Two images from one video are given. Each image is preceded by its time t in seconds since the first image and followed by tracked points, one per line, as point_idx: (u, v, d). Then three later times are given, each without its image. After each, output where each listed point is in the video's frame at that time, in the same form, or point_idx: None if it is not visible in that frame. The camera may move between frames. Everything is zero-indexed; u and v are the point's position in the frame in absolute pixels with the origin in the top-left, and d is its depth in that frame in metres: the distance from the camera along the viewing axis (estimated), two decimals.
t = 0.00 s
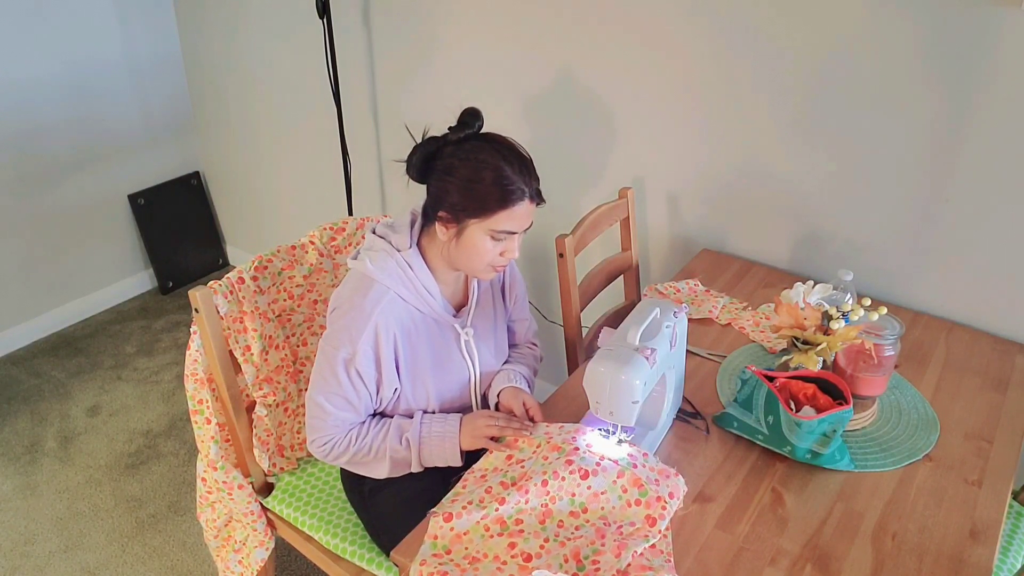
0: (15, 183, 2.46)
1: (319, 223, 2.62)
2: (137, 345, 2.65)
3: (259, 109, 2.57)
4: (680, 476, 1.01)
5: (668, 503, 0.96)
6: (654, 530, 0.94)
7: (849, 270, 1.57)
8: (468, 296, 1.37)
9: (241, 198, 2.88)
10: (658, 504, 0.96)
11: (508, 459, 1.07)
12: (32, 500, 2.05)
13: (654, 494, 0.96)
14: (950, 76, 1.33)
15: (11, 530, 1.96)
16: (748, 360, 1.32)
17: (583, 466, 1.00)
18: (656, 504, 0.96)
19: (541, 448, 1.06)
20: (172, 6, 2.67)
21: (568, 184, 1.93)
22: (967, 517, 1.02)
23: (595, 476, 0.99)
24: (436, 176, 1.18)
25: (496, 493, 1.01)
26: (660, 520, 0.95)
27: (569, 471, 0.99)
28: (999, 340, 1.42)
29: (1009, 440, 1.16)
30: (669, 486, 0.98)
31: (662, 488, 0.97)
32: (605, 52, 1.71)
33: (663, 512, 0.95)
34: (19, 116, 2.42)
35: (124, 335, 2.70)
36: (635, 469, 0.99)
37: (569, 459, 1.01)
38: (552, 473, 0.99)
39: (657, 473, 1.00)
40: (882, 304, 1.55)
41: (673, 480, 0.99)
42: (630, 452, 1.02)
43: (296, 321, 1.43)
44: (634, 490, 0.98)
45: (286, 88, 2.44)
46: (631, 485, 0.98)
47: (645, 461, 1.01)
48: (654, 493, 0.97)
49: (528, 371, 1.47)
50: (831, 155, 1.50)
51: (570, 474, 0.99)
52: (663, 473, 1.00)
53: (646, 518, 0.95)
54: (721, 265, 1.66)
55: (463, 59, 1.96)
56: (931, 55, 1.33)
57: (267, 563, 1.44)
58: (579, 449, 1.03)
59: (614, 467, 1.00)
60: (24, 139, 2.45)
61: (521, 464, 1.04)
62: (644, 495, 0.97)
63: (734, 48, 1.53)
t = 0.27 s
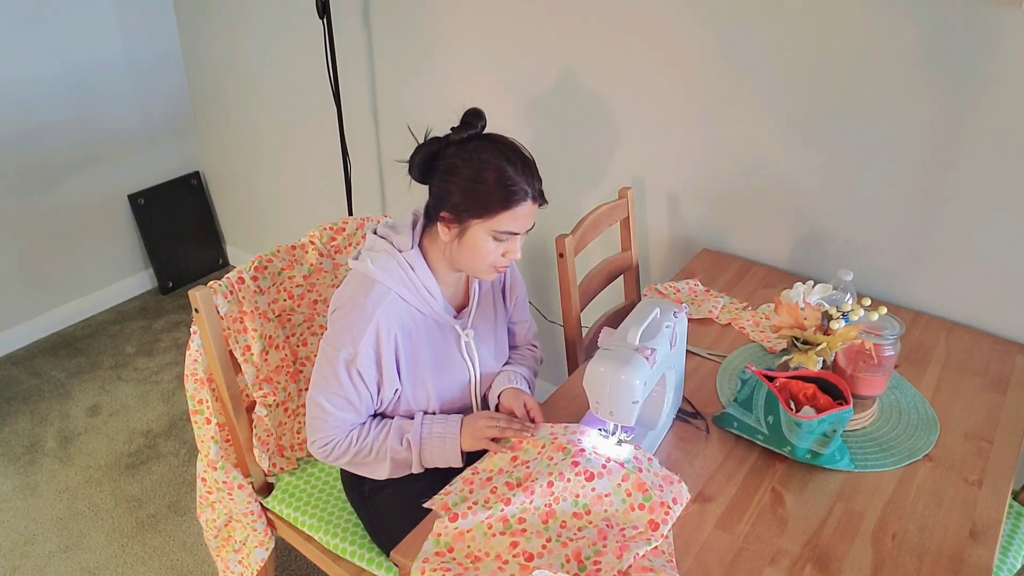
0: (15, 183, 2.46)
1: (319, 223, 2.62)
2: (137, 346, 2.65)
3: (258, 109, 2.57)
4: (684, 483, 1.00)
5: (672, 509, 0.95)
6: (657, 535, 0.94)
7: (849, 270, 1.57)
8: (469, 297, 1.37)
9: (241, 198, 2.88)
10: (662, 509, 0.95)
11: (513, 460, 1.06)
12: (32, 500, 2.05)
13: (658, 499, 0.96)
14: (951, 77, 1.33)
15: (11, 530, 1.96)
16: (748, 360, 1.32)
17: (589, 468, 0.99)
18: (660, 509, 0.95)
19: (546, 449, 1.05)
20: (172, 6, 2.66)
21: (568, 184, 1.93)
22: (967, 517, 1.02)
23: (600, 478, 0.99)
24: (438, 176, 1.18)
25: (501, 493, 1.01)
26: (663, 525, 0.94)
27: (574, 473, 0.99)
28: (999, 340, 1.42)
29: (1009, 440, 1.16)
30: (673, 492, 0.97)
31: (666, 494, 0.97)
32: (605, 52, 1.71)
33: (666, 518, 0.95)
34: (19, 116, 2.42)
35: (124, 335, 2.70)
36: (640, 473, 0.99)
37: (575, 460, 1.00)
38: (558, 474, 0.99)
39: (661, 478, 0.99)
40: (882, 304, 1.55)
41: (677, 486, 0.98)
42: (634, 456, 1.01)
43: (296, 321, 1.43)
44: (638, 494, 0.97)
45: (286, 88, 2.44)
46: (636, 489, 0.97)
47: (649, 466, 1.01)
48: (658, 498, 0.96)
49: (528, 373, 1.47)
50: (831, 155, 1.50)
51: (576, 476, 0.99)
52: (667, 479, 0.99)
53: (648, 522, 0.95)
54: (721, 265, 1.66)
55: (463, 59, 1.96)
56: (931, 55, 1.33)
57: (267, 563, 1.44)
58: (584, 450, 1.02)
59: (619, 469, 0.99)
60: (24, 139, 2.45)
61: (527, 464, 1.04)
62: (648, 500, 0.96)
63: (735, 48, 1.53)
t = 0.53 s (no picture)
0: (15, 183, 2.46)
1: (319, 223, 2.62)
2: (137, 346, 2.65)
3: (258, 109, 2.57)
4: (686, 487, 1.00)
5: (674, 513, 0.95)
6: (658, 538, 0.93)
7: (849, 270, 1.57)
8: (471, 298, 1.37)
9: (241, 199, 2.88)
10: (664, 513, 0.95)
11: (517, 460, 1.07)
12: (32, 500, 2.05)
13: (661, 503, 0.96)
14: (950, 76, 1.33)
15: (10, 530, 1.96)
16: (748, 360, 1.32)
17: (592, 470, 0.99)
18: (662, 513, 0.95)
19: (549, 449, 1.05)
20: (173, 6, 2.66)
21: (569, 184, 1.93)
22: (967, 517, 1.02)
23: (603, 480, 0.99)
24: (442, 176, 1.18)
25: (505, 494, 1.01)
26: (664, 529, 0.94)
27: (578, 474, 0.99)
28: (999, 340, 1.42)
29: (1009, 440, 1.16)
30: (675, 497, 0.97)
31: (669, 498, 0.97)
32: (605, 52, 1.71)
33: (667, 521, 0.94)
34: (19, 116, 2.42)
35: (124, 335, 2.70)
36: (644, 476, 0.98)
37: (579, 462, 1.00)
38: (561, 476, 0.99)
39: (664, 483, 0.99)
40: (882, 304, 1.55)
41: (680, 491, 0.98)
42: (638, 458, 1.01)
43: (296, 321, 1.43)
44: (641, 498, 0.97)
45: (286, 88, 2.44)
46: (638, 492, 0.97)
47: (653, 470, 1.01)
48: (660, 502, 0.96)
49: (529, 374, 1.47)
50: (831, 154, 1.50)
51: (579, 477, 0.99)
52: (670, 484, 0.99)
53: (650, 526, 0.95)
54: (721, 265, 1.66)
55: (463, 59, 1.96)
56: (931, 55, 1.33)
57: (267, 563, 1.44)
58: (588, 452, 1.02)
59: (622, 472, 0.99)
60: (24, 139, 2.45)
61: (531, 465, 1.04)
62: (651, 503, 0.96)
63: (734, 48, 1.53)
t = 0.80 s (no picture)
0: (15, 183, 2.46)
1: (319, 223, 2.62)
2: (137, 346, 2.65)
3: (258, 109, 2.57)
4: (689, 492, 1.01)
5: (677, 517, 0.96)
6: (660, 541, 0.94)
7: (849, 270, 1.57)
8: (473, 299, 1.37)
9: (241, 199, 2.88)
10: (666, 516, 0.96)
11: (523, 462, 1.06)
12: (32, 500, 2.05)
13: (664, 506, 0.96)
14: (950, 76, 1.33)
15: (10, 530, 1.96)
16: (748, 360, 1.32)
17: (597, 472, 0.99)
18: (664, 517, 0.96)
19: (554, 450, 1.04)
20: (173, 6, 2.66)
21: (569, 184, 1.93)
22: (966, 517, 1.02)
23: (607, 482, 0.99)
24: (446, 177, 1.18)
25: (509, 494, 1.01)
26: (667, 532, 0.94)
27: (582, 475, 0.99)
28: (999, 340, 1.42)
29: (1009, 440, 1.16)
30: (678, 501, 0.98)
31: (672, 502, 0.97)
32: (605, 52, 1.71)
33: (670, 525, 0.95)
34: (19, 116, 2.42)
35: (124, 335, 2.70)
36: (647, 479, 0.99)
37: (583, 463, 1.00)
38: (565, 477, 0.99)
39: (667, 487, 0.99)
40: (882, 304, 1.55)
41: (682, 495, 0.99)
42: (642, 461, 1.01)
43: (296, 321, 1.43)
44: (644, 501, 0.97)
45: (286, 88, 2.44)
46: (642, 495, 0.98)
47: (657, 474, 1.01)
48: (663, 505, 0.97)
49: (531, 375, 1.47)
50: (830, 154, 1.50)
51: (583, 478, 0.99)
52: (673, 488, 0.99)
53: (652, 529, 0.95)
54: (721, 265, 1.66)
55: (463, 59, 1.96)
56: (931, 55, 1.33)
57: (267, 563, 1.44)
58: (593, 453, 1.01)
59: (626, 474, 0.99)
60: (24, 139, 2.45)
61: (535, 465, 1.04)
62: (654, 507, 0.97)
63: (735, 48, 1.53)
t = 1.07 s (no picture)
0: (15, 183, 2.46)
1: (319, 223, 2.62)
2: (137, 345, 2.65)
3: (258, 109, 2.57)
4: (693, 495, 1.00)
5: (680, 520, 0.95)
6: (662, 543, 0.93)
7: (849, 270, 1.57)
8: (476, 300, 1.37)
9: (241, 198, 2.88)
10: (669, 519, 0.95)
11: (526, 463, 1.06)
12: (32, 500, 2.05)
13: (667, 510, 0.95)
14: (950, 76, 1.33)
15: (10, 530, 1.96)
16: (748, 360, 1.32)
17: (600, 473, 0.99)
18: (667, 520, 0.95)
19: (558, 450, 1.04)
20: (172, 6, 2.66)
21: (568, 184, 1.93)
22: (967, 517, 1.02)
23: (610, 483, 0.98)
24: (450, 178, 1.18)
25: (512, 494, 1.01)
26: (669, 535, 0.94)
27: (585, 476, 0.99)
28: (999, 340, 1.42)
29: (1009, 440, 1.16)
30: (682, 504, 0.97)
31: (675, 505, 0.96)
32: (605, 52, 1.71)
33: (673, 528, 0.94)
34: (19, 116, 2.42)
35: (124, 335, 2.70)
36: (651, 482, 0.98)
37: (587, 464, 1.00)
38: (569, 478, 0.99)
39: (670, 490, 0.99)
40: (882, 304, 1.55)
41: (686, 499, 0.98)
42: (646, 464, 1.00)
43: (296, 321, 1.43)
44: (647, 503, 0.96)
45: (286, 88, 2.44)
46: (645, 497, 0.97)
47: (661, 477, 1.00)
48: (666, 509, 0.96)
49: (533, 376, 1.47)
50: (830, 154, 1.50)
51: (587, 480, 0.98)
52: (677, 491, 0.99)
53: (655, 531, 0.94)
54: (721, 265, 1.66)
55: (462, 60, 1.96)
56: (931, 56, 1.33)
57: (267, 563, 1.44)
58: (597, 454, 1.01)
59: (630, 475, 0.99)
60: (23, 139, 2.45)
61: (539, 464, 1.04)
62: (657, 510, 0.96)
63: (734, 49, 1.53)
